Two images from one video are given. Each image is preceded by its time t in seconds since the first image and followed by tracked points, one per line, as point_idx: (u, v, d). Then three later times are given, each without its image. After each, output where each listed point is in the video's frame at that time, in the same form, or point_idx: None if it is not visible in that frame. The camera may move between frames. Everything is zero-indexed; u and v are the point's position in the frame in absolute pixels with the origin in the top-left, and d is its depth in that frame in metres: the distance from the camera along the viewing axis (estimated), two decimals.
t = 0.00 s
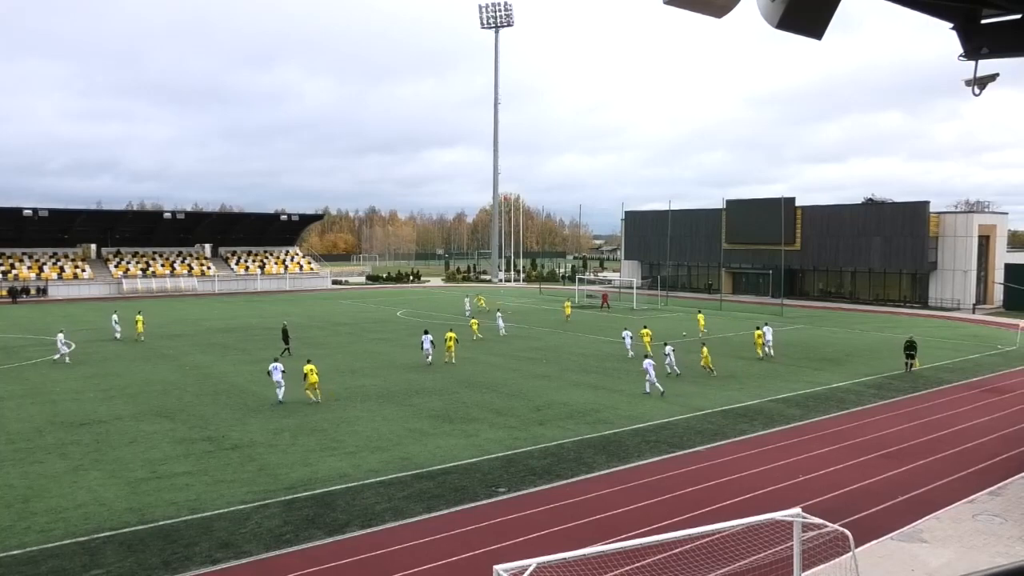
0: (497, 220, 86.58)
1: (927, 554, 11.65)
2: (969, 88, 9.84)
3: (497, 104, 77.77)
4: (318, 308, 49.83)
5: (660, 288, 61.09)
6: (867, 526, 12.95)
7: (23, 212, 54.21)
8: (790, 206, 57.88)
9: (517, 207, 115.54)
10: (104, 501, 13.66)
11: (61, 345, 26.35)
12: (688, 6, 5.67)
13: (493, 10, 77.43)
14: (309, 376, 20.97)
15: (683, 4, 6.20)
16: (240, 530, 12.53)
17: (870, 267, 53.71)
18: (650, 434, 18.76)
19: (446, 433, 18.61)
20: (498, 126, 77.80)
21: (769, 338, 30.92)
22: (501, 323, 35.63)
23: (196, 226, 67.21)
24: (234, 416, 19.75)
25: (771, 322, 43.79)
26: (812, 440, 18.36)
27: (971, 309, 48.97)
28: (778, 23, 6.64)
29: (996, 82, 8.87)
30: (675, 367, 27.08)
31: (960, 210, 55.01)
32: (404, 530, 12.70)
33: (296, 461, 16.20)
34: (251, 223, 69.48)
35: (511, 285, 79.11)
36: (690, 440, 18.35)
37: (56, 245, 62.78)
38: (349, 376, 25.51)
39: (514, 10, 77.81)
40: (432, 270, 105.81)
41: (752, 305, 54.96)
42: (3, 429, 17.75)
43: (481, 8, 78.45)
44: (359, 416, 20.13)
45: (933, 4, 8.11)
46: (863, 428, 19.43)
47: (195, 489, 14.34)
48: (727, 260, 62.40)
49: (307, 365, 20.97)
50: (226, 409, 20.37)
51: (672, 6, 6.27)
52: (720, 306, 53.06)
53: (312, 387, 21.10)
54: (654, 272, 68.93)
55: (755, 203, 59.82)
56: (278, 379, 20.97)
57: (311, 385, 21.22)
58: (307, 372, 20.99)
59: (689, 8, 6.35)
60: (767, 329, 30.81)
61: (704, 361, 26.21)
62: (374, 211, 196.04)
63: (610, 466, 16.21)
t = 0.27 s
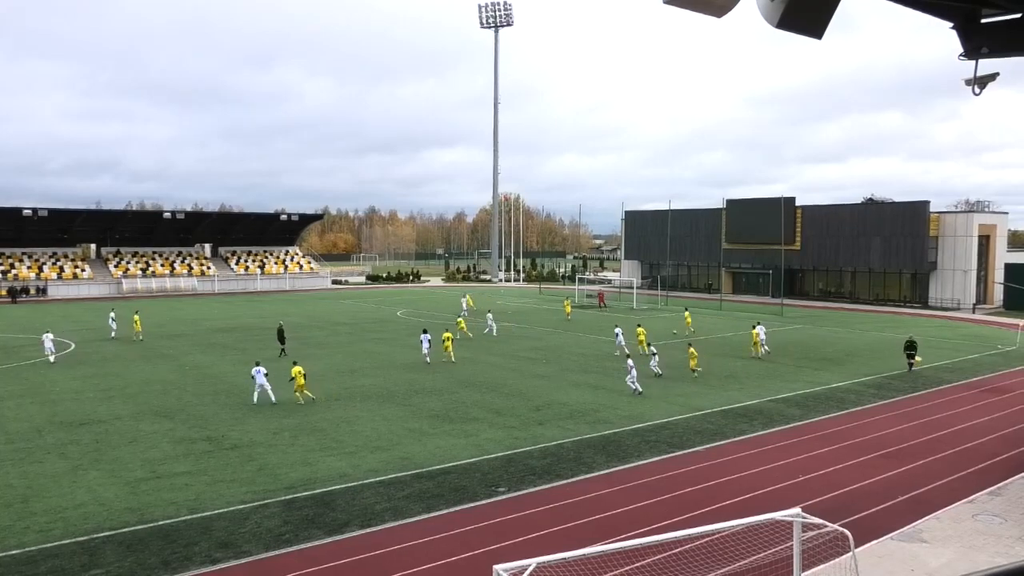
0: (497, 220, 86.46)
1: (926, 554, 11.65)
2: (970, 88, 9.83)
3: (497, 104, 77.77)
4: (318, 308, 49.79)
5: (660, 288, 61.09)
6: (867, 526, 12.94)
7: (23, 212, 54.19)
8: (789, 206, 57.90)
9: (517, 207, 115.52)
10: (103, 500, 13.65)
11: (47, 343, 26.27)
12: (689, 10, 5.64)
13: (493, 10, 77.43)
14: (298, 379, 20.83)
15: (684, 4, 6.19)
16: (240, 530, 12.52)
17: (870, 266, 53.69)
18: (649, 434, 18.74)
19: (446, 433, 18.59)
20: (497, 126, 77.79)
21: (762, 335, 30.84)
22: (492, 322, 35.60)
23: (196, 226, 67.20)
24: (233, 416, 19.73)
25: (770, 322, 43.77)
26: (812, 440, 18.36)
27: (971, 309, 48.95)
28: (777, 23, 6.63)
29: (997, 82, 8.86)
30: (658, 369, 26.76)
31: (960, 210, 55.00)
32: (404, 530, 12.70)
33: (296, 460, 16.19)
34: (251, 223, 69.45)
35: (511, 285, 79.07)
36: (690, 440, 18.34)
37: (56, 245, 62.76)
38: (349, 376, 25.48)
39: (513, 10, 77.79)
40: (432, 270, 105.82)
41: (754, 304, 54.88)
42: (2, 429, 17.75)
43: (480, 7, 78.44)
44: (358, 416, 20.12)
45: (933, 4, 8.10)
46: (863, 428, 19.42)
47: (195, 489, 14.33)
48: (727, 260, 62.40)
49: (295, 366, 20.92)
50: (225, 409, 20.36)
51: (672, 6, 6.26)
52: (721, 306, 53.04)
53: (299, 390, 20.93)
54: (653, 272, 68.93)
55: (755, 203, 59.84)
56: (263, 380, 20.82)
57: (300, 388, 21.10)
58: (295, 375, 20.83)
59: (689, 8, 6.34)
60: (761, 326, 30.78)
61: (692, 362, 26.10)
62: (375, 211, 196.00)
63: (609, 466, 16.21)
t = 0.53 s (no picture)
0: (504, 220, 86.38)
1: (936, 556, 11.57)
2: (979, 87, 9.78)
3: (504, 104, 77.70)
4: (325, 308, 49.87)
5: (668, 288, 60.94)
6: (876, 527, 12.86)
7: (32, 212, 54.51)
8: (797, 206, 57.67)
9: (524, 207, 115.43)
10: (113, 499, 13.70)
11: (45, 342, 26.30)
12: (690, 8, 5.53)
13: (500, 10, 77.41)
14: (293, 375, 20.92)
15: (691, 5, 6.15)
16: (248, 528, 12.55)
17: (879, 266, 53.39)
18: (657, 434, 18.69)
19: (453, 433, 18.58)
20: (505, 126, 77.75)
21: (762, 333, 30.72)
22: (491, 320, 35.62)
23: (204, 226, 67.45)
24: (240, 415, 19.77)
25: (779, 322, 43.59)
26: (822, 440, 18.26)
27: (981, 310, 48.60)
28: (785, 22, 6.60)
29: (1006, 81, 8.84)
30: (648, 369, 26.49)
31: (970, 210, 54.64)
32: (412, 529, 12.70)
33: (304, 460, 16.22)
34: (259, 223, 69.67)
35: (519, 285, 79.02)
36: (698, 440, 18.27)
37: (65, 245, 63.11)
38: (356, 375, 25.51)
39: (520, 10, 77.74)
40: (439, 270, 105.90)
41: (763, 305, 54.68)
42: (12, 427, 17.85)
43: (487, 7, 78.44)
44: (366, 415, 20.12)
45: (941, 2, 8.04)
46: (872, 428, 19.30)
47: (204, 488, 14.37)
48: (735, 260, 62.21)
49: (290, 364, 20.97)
50: (233, 409, 20.41)
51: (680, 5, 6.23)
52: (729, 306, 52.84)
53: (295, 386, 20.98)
54: (661, 272, 68.77)
55: (762, 203, 59.63)
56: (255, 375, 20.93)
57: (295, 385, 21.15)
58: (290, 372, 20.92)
59: (698, 8, 6.32)
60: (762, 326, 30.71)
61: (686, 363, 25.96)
62: (382, 211, 196.30)
63: (617, 466, 16.16)
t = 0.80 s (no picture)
0: (519, 220, 86.35)
1: (955, 559, 11.38)
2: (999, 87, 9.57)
3: (519, 104, 77.68)
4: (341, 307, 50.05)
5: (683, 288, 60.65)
6: (895, 530, 12.68)
7: (52, 212, 55.18)
8: (814, 205, 57.15)
9: (539, 207, 115.34)
10: (131, 497, 13.82)
11: (53, 342, 26.76)
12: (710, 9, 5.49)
13: (515, 10, 77.40)
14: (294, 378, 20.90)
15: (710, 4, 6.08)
16: (264, 527, 12.61)
17: (897, 266, 52.79)
18: (673, 435, 18.57)
19: (468, 432, 18.57)
20: (519, 126, 77.72)
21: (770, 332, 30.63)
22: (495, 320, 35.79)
23: (221, 226, 67.98)
24: (257, 414, 19.89)
25: (796, 322, 43.24)
26: (839, 441, 18.08)
27: (1001, 310, 47.88)
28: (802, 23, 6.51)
29: None
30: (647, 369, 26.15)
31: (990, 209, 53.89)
32: (426, 529, 12.69)
33: (320, 459, 16.28)
34: (275, 223, 70.10)
35: (534, 285, 78.95)
36: (714, 441, 18.13)
37: (85, 245, 63.86)
38: (371, 375, 25.58)
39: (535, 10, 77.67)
40: (454, 269, 106.13)
41: (778, 305, 54.36)
42: (33, 425, 18.07)
43: (502, 7, 78.46)
44: (380, 415, 20.16)
45: None
46: (890, 430, 19.05)
47: (221, 487, 14.46)
48: (751, 260, 61.81)
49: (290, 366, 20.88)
50: (249, 408, 20.54)
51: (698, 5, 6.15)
52: (745, 306, 52.51)
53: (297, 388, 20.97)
54: (677, 272, 68.49)
55: (779, 203, 59.16)
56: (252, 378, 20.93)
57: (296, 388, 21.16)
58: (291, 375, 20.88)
59: (714, 7, 6.23)
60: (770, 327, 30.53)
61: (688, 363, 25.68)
62: (397, 212, 196.90)
63: (633, 467, 16.07)
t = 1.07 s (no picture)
0: (537, 220, 86.12)
1: (982, 562, 11.14)
2: None
3: (537, 104, 77.62)
4: (360, 307, 50.25)
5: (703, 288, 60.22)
6: (919, 532, 12.43)
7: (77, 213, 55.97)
8: (835, 205, 56.44)
9: (558, 207, 115.13)
10: (153, 495, 13.93)
11: (63, 342, 27.51)
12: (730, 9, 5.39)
13: (533, 10, 77.30)
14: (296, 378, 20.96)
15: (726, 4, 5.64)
16: (284, 525, 12.64)
17: (919, 266, 52.00)
18: (693, 436, 18.39)
19: (486, 432, 18.53)
20: (538, 126, 77.65)
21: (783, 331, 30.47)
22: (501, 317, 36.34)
23: (242, 226, 68.58)
24: (277, 413, 20.00)
25: (818, 322, 42.73)
26: (862, 442, 17.81)
27: None
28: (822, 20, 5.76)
29: None
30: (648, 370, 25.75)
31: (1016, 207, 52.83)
32: (446, 528, 12.65)
33: (339, 458, 16.32)
34: (295, 223, 70.57)
35: (552, 285, 78.79)
36: (734, 441, 17.92)
37: (109, 245, 64.74)
38: (389, 374, 25.65)
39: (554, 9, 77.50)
40: (473, 269, 106.31)
41: (799, 305, 53.91)
42: (58, 423, 18.30)
43: (521, 7, 78.40)
44: (399, 414, 20.18)
45: None
46: (914, 431, 18.71)
47: (241, 485, 14.53)
48: (772, 259, 61.24)
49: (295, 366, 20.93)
50: (270, 407, 20.66)
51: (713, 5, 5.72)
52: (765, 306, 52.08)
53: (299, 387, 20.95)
54: (696, 272, 68.05)
55: (799, 202, 58.51)
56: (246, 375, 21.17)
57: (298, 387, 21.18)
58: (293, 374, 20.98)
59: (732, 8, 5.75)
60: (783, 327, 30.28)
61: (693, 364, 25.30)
62: (416, 212, 197.44)
63: (652, 467, 15.92)
